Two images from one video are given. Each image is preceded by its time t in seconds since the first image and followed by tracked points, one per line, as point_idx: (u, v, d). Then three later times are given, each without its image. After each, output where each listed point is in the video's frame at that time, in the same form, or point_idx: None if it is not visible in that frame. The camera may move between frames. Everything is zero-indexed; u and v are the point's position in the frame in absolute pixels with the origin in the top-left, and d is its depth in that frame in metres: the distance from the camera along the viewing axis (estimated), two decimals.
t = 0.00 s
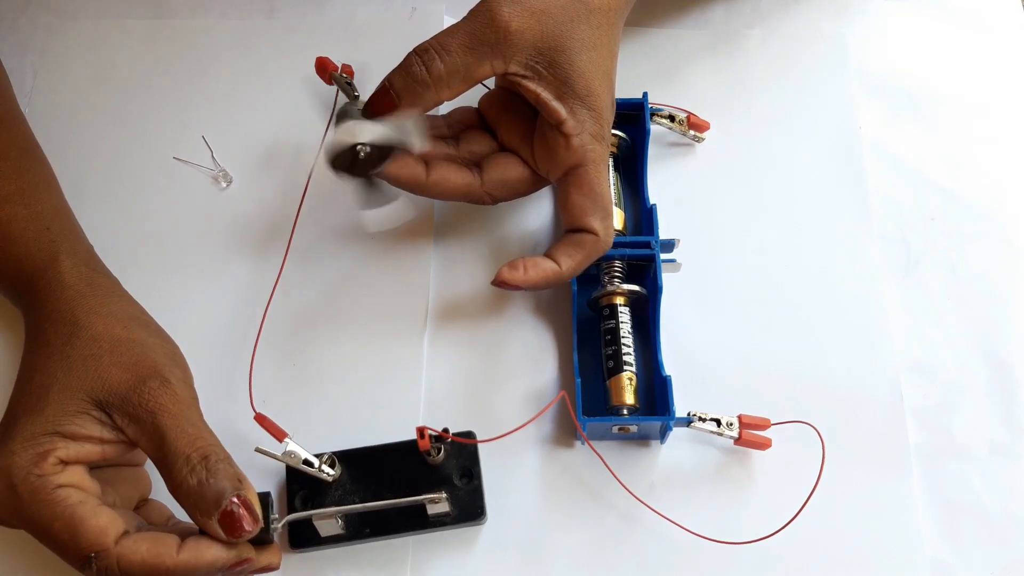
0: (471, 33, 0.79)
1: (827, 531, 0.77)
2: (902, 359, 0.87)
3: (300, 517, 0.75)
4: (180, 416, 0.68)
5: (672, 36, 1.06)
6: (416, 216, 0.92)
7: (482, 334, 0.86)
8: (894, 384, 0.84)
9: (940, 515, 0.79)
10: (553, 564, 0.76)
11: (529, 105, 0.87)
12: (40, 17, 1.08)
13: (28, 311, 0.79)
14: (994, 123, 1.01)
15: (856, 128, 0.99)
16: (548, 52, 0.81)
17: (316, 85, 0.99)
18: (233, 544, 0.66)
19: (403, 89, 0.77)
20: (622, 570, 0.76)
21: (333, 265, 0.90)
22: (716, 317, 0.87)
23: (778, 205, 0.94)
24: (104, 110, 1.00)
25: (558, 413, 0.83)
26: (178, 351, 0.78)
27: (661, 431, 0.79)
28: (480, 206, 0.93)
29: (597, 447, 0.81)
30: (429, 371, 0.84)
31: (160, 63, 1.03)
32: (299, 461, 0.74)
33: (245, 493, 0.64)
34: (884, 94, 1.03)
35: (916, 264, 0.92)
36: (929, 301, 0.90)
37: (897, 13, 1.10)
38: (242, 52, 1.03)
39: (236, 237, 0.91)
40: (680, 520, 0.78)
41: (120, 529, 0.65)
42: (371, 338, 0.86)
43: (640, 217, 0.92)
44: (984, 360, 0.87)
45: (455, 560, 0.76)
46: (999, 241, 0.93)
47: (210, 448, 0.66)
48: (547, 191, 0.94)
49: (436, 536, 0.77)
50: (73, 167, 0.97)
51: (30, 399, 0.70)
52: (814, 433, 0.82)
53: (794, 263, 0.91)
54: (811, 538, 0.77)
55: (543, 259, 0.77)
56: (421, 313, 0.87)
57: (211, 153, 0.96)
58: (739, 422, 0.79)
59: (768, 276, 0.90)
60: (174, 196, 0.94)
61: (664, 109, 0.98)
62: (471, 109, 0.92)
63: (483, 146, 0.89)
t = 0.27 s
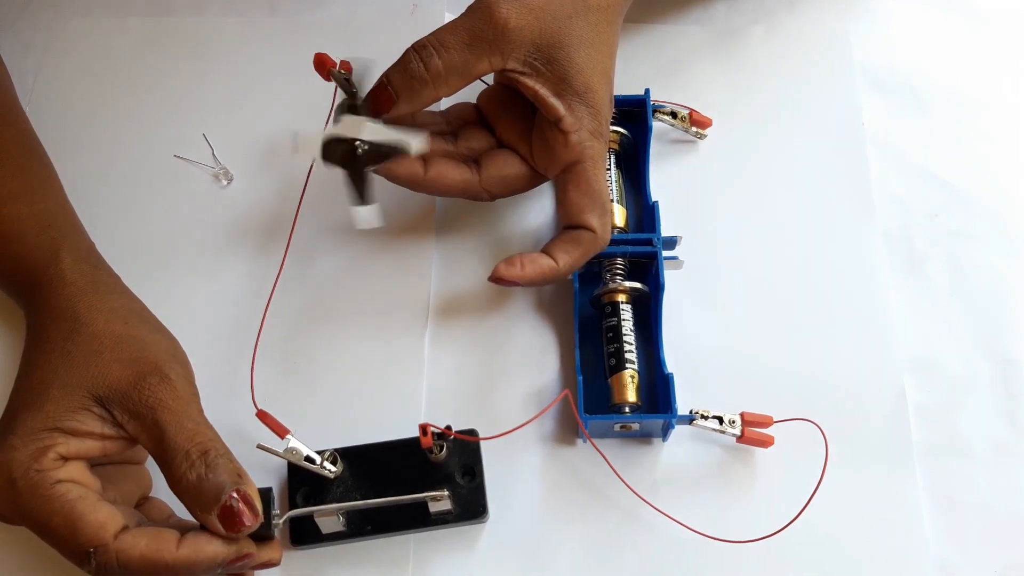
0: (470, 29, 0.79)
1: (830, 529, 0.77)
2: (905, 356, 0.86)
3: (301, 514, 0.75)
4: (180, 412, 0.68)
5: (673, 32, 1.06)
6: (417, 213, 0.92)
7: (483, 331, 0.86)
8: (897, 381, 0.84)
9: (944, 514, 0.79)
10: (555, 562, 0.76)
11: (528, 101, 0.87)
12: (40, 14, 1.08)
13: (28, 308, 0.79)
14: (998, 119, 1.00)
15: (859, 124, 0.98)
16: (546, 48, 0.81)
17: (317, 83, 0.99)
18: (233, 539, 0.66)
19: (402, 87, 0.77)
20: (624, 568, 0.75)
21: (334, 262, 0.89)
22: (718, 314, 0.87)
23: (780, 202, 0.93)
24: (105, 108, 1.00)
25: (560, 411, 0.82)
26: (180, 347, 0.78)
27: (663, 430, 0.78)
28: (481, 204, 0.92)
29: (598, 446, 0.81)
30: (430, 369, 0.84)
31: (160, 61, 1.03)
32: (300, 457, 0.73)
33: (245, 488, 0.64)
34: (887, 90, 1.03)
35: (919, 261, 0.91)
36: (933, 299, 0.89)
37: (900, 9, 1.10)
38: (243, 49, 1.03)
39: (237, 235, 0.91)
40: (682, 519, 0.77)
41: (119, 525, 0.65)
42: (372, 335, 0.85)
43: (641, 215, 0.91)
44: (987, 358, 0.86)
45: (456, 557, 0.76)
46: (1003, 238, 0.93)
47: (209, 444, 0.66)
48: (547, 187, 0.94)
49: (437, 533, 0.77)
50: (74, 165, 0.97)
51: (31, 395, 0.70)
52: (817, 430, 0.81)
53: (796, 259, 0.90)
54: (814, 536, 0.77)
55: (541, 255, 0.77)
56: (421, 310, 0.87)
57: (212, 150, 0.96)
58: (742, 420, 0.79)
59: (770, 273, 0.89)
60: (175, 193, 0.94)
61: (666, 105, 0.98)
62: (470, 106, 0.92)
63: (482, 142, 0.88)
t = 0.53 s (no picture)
0: (472, 24, 0.78)
1: (833, 528, 0.77)
2: (907, 354, 0.86)
3: (304, 514, 0.75)
4: (181, 411, 0.68)
5: (674, 29, 1.05)
6: (418, 211, 0.91)
7: (485, 330, 0.86)
8: (900, 380, 0.83)
9: (946, 513, 0.78)
10: (557, 561, 0.76)
11: (529, 97, 0.87)
12: (40, 13, 1.07)
13: (30, 309, 0.79)
14: (1000, 116, 1.00)
15: (861, 121, 0.98)
16: (548, 43, 0.81)
17: (317, 81, 0.99)
18: (234, 539, 0.66)
19: (403, 82, 0.77)
20: (627, 567, 0.75)
21: (335, 261, 0.89)
22: (720, 312, 0.87)
23: (782, 199, 0.93)
24: (106, 107, 1.00)
25: (562, 409, 0.82)
26: (182, 347, 0.78)
27: (666, 428, 0.78)
28: (482, 202, 0.92)
29: (601, 445, 0.81)
30: (431, 369, 0.84)
31: (161, 59, 1.03)
32: (303, 457, 0.73)
33: (246, 487, 0.64)
34: (888, 87, 1.02)
35: (921, 259, 0.91)
36: (935, 296, 0.89)
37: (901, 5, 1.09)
38: (243, 47, 1.02)
39: (238, 234, 0.91)
40: (685, 518, 0.77)
41: (121, 524, 0.65)
42: (373, 335, 0.85)
43: (643, 212, 0.91)
44: (990, 355, 0.86)
45: (459, 556, 0.76)
46: (1005, 235, 0.92)
47: (212, 442, 0.66)
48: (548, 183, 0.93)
49: (440, 533, 0.77)
50: (74, 164, 0.97)
51: (33, 395, 0.70)
52: (819, 429, 0.81)
53: (798, 257, 0.90)
54: (817, 535, 0.76)
55: (543, 251, 0.77)
56: (423, 309, 0.87)
57: (213, 149, 0.96)
58: (744, 418, 0.78)
59: (772, 271, 0.89)
60: (176, 193, 0.94)
61: (667, 103, 0.97)
62: (471, 102, 0.92)
63: (483, 138, 0.88)
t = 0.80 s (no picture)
0: (473, 25, 0.78)
1: (834, 527, 0.77)
2: (908, 354, 0.86)
3: (305, 513, 0.75)
4: (184, 412, 0.68)
5: (675, 29, 1.06)
6: (419, 211, 0.92)
7: (486, 330, 0.86)
8: (900, 380, 0.83)
9: (947, 512, 0.79)
10: (559, 560, 0.76)
11: (530, 97, 0.87)
12: (41, 14, 1.08)
13: (32, 310, 0.79)
14: (1000, 115, 1.00)
15: (862, 121, 0.98)
16: (550, 44, 0.81)
17: (318, 82, 0.99)
18: (238, 539, 0.66)
19: (404, 83, 0.77)
20: (628, 566, 0.75)
21: (336, 261, 0.89)
22: (721, 312, 0.87)
23: (782, 199, 0.93)
24: (107, 107, 1.00)
25: (563, 409, 0.82)
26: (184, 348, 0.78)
27: (667, 428, 0.78)
28: (483, 202, 0.92)
29: (602, 445, 0.81)
30: (432, 369, 0.84)
31: (162, 60, 1.03)
32: (304, 457, 0.73)
33: (249, 488, 0.64)
34: (888, 86, 1.02)
35: (922, 260, 0.91)
36: (935, 296, 0.89)
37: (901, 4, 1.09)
38: (244, 48, 1.03)
39: (239, 234, 0.91)
40: (686, 517, 0.77)
41: (125, 524, 0.65)
42: (374, 335, 0.85)
43: (644, 212, 0.91)
44: (990, 355, 0.86)
45: (460, 555, 0.76)
46: (1005, 235, 0.93)
47: (214, 444, 0.66)
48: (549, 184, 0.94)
49: (442, 532, 0.77)
50: (75, 164, 0.97)
51: (36, 396, 0.70)
52: (820, 428, 0.81)
53: (799, 258, 0.90)
54: (818, 534, 0.77)
55: (544, 252, 0.77)
56: (423, 309, 0.87)
57: (213, 150, 0.96)
58: (745, 418, 0.78)
59: (772, 271, 0.89)
60: (177, 193, 0.94)
61: (668, 103, 0.98)
62: (472, 102, 0.92)
63: (484, 139, 0.88)
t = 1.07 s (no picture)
0: (475, 26, 0.79)
1: (835, 528, 0.77)
2: (908, 355, 0.86)
3: (307, 514, 0.75)
4: (186, 413, 0.68)
5: (675, 30, 1.06)
6: (420, 212, 0.92)
7: (487, 331, 0.86)
8: (901, 380, 0.84)
9: (947, 512, 0.79)
10: (560, 561, 0.76)
11: (532, 98, 0.87)
12: (43, 15, 1.08)
13: (35, 311, 0.79)
14: (1000, 115, 1.00)
15: (862, 123, 0.98)
16: (551, 45, 0.81)
17: (320, 83, 0.99)
18: (241, 539, 0.66)
19: (407, 84, 0.77)
20: (629, 566, 0.75)
21: (338, 262, 0.89)
22: (721, 313, 0.87)
23: (782, 200, 0.93)
24: (109, 109, 1.00)
25: (564, 409, 0.83)
26: (186, 350, 0.79)
27: (668, 429, 0.78)
28: (484, 203, 0.92)
29: (602, 445, 0.81)
30: (433, 369, 0.84)
31: (163, 61, 1.03)
32: (306, 458, 0.74)
33: (252, 490, 0.64)
34: (889, 87, 1.03)
35: (922, 261, 0.91)
36: (935, 296, 0.89)
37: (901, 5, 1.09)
38: (245, 49, 1.03)
39: (240, 235, 0.91)
40: (687, 518, 0.77)
41: (129, 524, 0.65)
42: (375, 335, 0.86)
43: (644, 213, 0.91)
44: (990, 355, 0.86)
45: (462, 555, 0.76)
46: (1005, 235, 0.93)
47: (216, 446, 0.67)
48: (551, 185, 0.94)
49: (443, 532, 0.77)
50: (77, 166, 0.97)
51: (39, 397, 0.70)
52: (820, 429, 0.82)
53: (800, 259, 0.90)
54: (819, 534, 0.77)
55: (546, 252, 0.77)
56: (425, 310, 0.87)
57: (215, 151, 0.97)
58: (746, 419, 0.79)
59: (773, 272, 0.89)
60: (178, 194, 0.94)
61: (668, 104, 0.98)
62: (473, 103, 0.92)
63: (486, 140, 0.88)
